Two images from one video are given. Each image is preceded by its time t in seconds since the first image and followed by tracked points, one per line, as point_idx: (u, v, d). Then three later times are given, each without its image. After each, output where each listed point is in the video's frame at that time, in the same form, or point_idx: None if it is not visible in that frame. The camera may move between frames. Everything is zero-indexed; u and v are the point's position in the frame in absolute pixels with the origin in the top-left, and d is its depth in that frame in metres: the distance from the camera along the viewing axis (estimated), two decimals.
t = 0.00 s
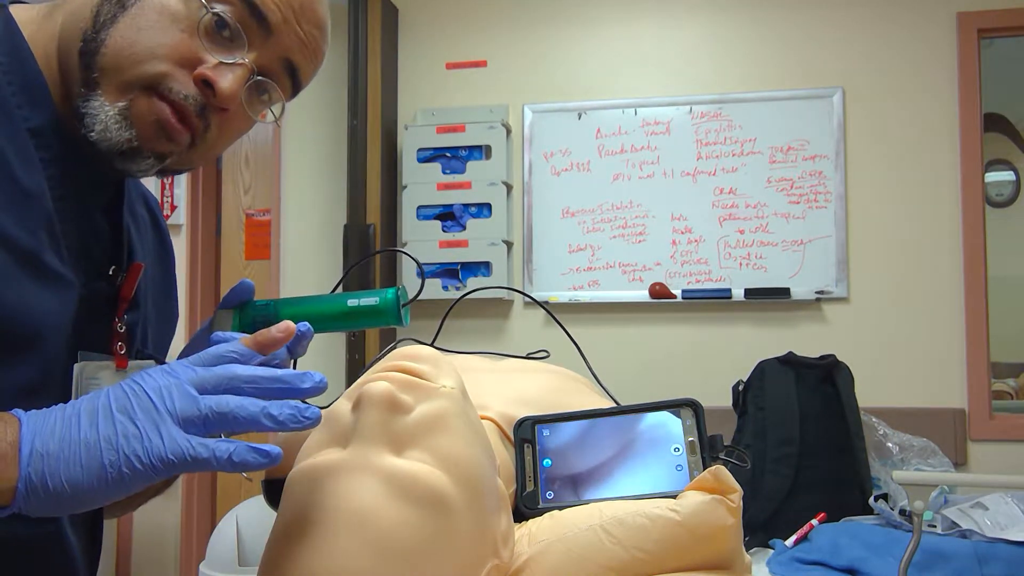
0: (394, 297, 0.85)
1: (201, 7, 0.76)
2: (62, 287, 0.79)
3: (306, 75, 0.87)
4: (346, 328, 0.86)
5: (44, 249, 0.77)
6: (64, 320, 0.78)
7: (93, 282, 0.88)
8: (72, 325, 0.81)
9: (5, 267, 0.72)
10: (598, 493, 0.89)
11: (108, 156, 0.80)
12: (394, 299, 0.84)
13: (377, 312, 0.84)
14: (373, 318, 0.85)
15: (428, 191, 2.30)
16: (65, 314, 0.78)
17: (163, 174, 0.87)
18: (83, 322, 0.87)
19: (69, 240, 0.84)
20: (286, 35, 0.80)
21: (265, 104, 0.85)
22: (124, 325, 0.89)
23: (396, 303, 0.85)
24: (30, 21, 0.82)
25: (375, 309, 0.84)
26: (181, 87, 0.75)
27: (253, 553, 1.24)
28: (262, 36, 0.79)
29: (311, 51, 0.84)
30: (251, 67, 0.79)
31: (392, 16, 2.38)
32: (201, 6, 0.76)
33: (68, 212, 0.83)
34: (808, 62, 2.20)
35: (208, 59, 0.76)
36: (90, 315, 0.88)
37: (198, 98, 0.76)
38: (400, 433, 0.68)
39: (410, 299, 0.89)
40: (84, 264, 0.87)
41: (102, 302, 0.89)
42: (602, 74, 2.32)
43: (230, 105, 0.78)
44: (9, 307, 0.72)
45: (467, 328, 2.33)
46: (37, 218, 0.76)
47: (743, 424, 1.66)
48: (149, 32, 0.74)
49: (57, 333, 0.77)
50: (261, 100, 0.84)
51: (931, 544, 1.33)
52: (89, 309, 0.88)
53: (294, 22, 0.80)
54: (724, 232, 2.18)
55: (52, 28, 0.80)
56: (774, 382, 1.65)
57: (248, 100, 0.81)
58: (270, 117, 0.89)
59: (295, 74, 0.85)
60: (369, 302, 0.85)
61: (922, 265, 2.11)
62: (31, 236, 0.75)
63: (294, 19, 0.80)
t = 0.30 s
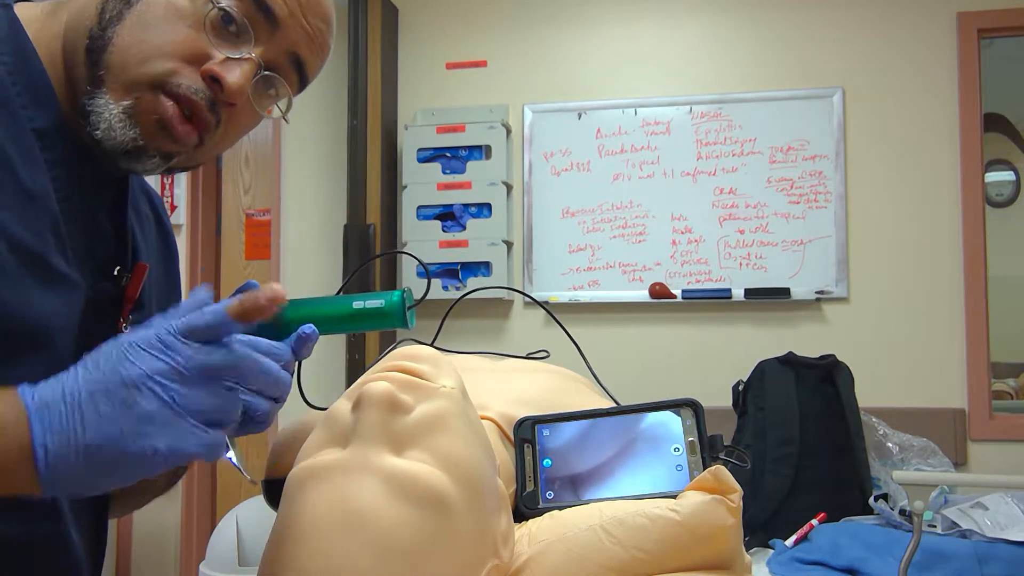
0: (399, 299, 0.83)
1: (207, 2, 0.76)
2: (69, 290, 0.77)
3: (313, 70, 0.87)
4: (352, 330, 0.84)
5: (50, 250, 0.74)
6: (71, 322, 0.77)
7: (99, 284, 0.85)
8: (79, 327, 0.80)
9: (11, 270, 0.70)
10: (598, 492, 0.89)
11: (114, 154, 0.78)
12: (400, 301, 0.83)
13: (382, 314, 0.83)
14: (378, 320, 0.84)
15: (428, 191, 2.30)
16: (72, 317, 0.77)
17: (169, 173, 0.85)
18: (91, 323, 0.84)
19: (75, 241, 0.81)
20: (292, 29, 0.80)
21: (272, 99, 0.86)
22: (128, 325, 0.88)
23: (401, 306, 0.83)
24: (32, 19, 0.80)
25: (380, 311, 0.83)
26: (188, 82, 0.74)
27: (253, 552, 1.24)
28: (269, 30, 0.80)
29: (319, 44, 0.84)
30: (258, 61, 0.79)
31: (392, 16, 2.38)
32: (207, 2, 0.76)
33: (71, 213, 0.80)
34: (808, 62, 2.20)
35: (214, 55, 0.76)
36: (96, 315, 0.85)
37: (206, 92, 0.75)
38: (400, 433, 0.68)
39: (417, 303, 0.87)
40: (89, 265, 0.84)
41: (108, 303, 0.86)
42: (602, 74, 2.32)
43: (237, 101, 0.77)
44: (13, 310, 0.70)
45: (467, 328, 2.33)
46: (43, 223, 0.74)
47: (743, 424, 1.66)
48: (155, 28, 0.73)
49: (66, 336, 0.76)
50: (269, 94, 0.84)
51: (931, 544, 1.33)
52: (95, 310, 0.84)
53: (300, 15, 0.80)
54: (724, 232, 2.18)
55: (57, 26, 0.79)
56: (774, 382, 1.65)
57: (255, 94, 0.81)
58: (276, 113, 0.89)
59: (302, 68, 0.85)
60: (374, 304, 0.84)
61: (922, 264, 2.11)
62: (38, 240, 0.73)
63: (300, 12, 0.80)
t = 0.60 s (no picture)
0: (403, 298, 0.84)
1: (222, 20, 0.75)
2: (72, 290, 0.77)
3: (319, 92, 0.86)
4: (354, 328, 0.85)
5: (52, 251, 0.75)
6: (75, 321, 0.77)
7: (103, 283, 0.84)
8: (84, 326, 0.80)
9: (14, 270, 0.70)
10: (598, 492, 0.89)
11: (115, 162, 0.78)
12: (404, 299, 0.84)
13: (386, 313, 0.84)
14: (382, 319, 0.84)
15: (428, 191, 2.30)
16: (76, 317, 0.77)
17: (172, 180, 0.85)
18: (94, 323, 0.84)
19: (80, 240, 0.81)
20: (301, 53, 0.80)
21: (276, 119, 0.84)
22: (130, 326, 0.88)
23: (405, 305, 0.84)
24: (40, 18, 0.79)
25: (384, 310, 0.84)
26: (196, 97, 0.73)
27: (253, 550, 1.24)
28: (279, 53, 0.79)
29: (328, 68, 0.84)
30: (267, 82, 0.79)
31: (392, 16, 2.38)
32: (221, 20, 0.75)
33: (76, 213, 0.79)
34: (807, 62, 2.20)
35: (225, 73, 0.75)
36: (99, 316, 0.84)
37: (213, 109, 0.75)
38: (400, 433, 0.68)
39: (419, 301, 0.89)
40: (94, 266, 0.84)
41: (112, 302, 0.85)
42: (602, 74, 2.32)
43: (242, 120, 0.77)
44: (15, 310, 0.70)
45: (467, 328, 2.33)
46: (44, 224, 0.74)
47: (743, 424, 1.66)
48: (167, 41, 0.73)
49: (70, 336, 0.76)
50: (273, 114, 0.83)
51: (931, 544, 1.33)
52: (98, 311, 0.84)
53: (313, 41, 0.80)
54: (724, 232, 2.18)
55: (64, 28, 0.78)
56: (774, 382, 1.64)
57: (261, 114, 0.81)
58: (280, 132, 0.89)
59: (310, 91, 0.85)
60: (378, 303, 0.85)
61: (923, 264, 2.11)
62: (40, 240, 0.73)
63: (313, 37, 0.80)
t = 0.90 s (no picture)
0: (409, 299, 0.85)
1: (227, 27, 0.75)
2: (78, 290, 0.77)
3: (323, 98, 0.87)
4: (361, 330, 0.86)
5: (61, 253, 0.74)
6: (82, 321, 0.77)
7: (110, 283, 0.84)
8: (91, 328, 0.79)
9: (27, 271, 0.70)
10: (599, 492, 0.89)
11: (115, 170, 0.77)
12: (409, 301, 0.85)
13: (392, 315, 0.84)
14: (388, 320, 0.85)
15: (428, 191, 2.30)
16: (84, 317, 0.77)
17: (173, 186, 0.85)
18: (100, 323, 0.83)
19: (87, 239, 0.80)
20: (306, 61, 0.80)
21: (279, 122, 0.86)
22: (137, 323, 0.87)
23: (411, 306, 0.85)
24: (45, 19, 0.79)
25: (390, 312, 0.84)
26: (200, 104, 0.73)
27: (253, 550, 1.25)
28: (284, 60, 0.79)
29: (330, 74, 0.84)
30: (271, 89, 0.79)
31: (392, 16, 2.38)
32: (226, 26, 0.75)
33: (83, 214, 0.79)
34: (808, 63, 2.20)
35: (229, 80, 0.75)
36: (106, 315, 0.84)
37: (218, 116, 0.75)
38: (400, 433, 0.68)
39: (424, 301, 0.89)
40: (101, 266, 0.83)
41: (117, 302, 0.85)
42: (602, 74, 2.32)
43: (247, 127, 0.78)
44: (27, 310, 0.69)
45: (467, 328, 2.33)
46: (51, 223, 0.73)
47: (743, 424, 1.67)
48: (173, 49, 0.73)
49: (77, 335, 0.76)
50: (276, 118, 0.85)
51: (931, 544, 1.33)
52: (106, 310, 0.84)
53: (317, 47, 0.80)
54: (725, 232, 2.18)
55: (68, 31, 0.78)
56: (774, 383, 1.65)
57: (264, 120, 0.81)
58: (282, 134, 0.90)
59: (312, 96, 0.85)
60: (384, 305, 0.85)
61: (923, 264, 2.11)
62: (48, 241, 0.73)
63: (317, 43, 0.80)
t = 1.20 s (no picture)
0: (408, 299, 0.84)
1: (223, 31, 0.75)
2: (78, 290, 0.77)
3: (324, 101, 0.86)
4: (362, 329, 0.85)
5: (62, 252, 0.74)
6: (82, 321, 0.77)
7: (109, 283, 0.85)
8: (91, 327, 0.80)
9: (26, 272, 0.70)
10: (599, 491, 0.89)
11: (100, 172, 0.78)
12: (409, 301, 0.84)
13: (391, 315, 0.84)
14: (387, 321, 0.84)
15: (428, 191, 2.30)
16: (84, 317, 0.77)
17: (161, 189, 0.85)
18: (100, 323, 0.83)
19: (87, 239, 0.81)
20: (306, 62, 0.80)
21: (280, 127, 0.84)
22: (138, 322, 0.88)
23: (411, 306, 0.84)
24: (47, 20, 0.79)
25: (389, 312, 0.83)
26: (193, 108, 0.73)
27: (253, 550, 1.25)
28: (282, 62, 0.79)
29: (331, 76, 0.84)
30: (268, 93, 0.79)
31: (392, 16, 2.38)
32: (223, 30, 0.75)
33: (80, 215, 0.79)
34: (808, 63, 2.20)
35: (225, 84, 0.75)
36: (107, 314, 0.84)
37: (211, 120, 0.74)
38: (400, 433, 0.68)
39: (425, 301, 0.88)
40: (100, 265, 0.84)
41: (117, 302, 0.86)
42: (602, 73, 2.32)
43: (243, 132, 0.77)
44: (26, 310, 0.69)
45: (467, 328, 2.33)
46: (51, 223, 0.73)
47: (744, 424, 1.67)
48: (168, 53, 0.73)
49: (76, 335, 0.76)
50: (275, 124, 0.83)
51: (931, 544, 1.33)
52: (105, 309, 0.84)
53: (316, 50, 0.80)
54: (725, 232, 2.18)
55: (64, 31, 0.78)
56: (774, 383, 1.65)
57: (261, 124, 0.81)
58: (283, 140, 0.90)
59: (312, 99, 0.85)
60: (384, 305, 0.85)
61: (923, 264, 2.11)
62: (49, 240, 0.73)
63: (316, 46, 0.80)
